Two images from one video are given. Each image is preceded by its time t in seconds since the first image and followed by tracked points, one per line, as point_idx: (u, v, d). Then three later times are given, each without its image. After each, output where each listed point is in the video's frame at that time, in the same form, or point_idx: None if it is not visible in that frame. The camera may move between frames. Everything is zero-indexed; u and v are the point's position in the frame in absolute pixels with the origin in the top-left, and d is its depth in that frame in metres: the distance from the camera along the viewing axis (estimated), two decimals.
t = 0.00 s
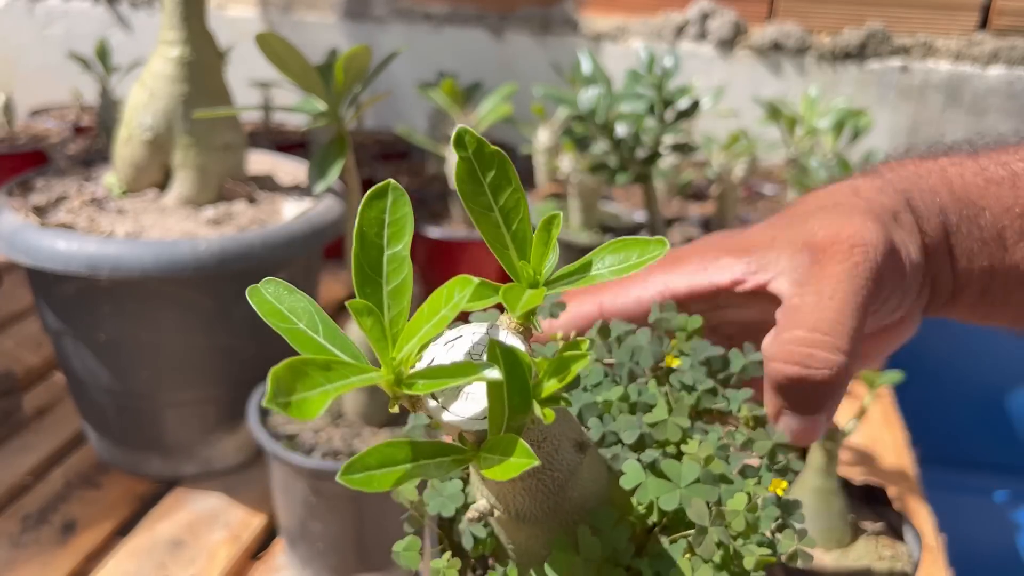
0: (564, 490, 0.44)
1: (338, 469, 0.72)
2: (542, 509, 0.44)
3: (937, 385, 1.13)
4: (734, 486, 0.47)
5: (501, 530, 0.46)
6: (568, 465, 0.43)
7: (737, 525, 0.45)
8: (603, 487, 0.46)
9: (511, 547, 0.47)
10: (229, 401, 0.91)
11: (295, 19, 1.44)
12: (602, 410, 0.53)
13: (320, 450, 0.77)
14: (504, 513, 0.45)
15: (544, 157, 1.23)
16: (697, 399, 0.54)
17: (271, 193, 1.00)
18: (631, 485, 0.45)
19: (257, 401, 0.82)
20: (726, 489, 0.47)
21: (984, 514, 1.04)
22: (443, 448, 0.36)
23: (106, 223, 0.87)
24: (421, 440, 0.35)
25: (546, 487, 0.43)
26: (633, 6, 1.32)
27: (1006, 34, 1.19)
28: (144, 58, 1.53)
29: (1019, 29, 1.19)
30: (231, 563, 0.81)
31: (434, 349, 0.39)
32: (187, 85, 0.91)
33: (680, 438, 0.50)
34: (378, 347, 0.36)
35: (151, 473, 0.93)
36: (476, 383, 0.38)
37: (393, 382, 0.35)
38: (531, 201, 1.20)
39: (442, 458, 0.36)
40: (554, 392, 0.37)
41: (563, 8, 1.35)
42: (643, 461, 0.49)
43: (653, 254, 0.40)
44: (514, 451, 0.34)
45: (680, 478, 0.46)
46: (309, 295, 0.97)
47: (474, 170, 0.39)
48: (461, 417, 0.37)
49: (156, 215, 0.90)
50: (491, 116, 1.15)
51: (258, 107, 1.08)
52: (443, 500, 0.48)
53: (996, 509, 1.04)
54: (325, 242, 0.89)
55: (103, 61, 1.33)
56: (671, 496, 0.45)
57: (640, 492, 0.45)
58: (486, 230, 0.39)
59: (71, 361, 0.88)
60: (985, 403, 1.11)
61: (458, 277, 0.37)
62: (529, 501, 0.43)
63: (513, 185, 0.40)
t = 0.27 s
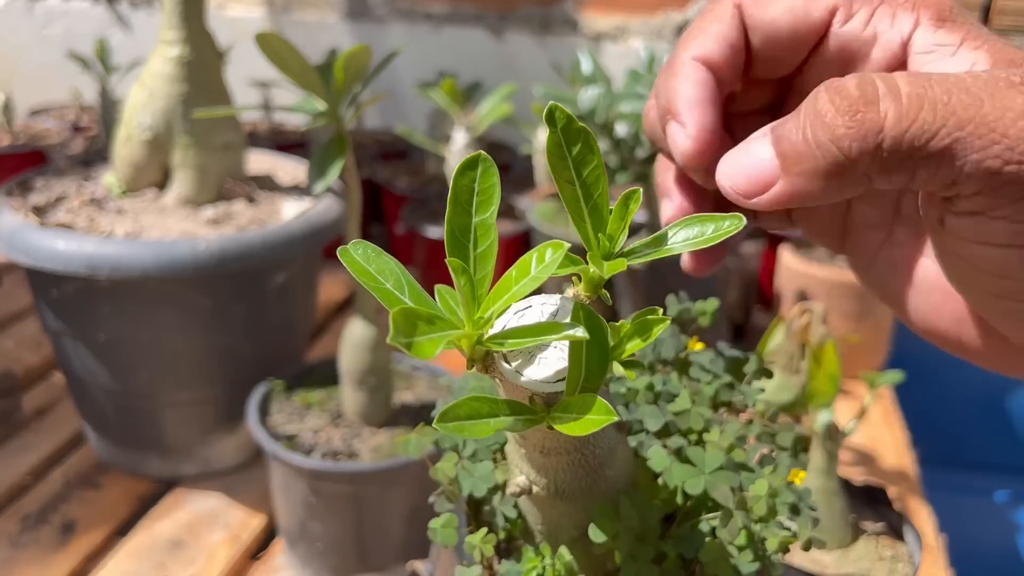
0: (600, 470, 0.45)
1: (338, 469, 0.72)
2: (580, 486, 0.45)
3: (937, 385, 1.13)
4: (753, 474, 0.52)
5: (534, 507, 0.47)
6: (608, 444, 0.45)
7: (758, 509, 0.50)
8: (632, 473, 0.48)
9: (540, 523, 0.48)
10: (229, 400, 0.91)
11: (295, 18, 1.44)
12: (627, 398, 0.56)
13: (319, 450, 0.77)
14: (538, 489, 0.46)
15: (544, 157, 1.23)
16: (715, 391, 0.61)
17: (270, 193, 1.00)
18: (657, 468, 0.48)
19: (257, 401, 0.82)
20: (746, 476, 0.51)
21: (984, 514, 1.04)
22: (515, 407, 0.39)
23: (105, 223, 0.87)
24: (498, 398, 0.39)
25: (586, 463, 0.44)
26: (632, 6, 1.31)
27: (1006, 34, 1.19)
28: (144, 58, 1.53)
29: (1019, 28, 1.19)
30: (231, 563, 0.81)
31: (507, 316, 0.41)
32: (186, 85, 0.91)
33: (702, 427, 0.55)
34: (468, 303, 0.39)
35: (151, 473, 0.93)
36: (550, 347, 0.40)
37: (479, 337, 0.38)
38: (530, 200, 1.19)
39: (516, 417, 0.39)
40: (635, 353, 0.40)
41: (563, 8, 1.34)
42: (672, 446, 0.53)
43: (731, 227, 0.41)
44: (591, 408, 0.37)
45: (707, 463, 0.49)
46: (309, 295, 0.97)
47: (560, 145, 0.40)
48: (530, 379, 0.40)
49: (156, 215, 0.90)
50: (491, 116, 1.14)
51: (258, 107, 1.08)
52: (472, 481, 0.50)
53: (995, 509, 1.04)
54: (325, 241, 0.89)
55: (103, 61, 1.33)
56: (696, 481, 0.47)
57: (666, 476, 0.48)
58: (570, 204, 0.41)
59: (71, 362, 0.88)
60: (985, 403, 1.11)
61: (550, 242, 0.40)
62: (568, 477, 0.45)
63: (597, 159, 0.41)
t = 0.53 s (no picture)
0: (589, 499, 0.46)
1: (337, 469, 0.72)
2: (571, 517, 0.46)
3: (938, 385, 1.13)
4: (735, 495, 0.52)
5: (525, 540, 0.47)
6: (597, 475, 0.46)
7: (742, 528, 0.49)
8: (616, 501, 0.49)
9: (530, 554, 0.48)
10: (229, 401, 0.91)
11: (295, 19, 1.44)
12: (609, 424, 0.56)
13: (319, 450, 0.77)
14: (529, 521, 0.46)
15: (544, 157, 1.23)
16: (694, 414, 0.59)
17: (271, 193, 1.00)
18: (642, 494, 0.49)
19: (258, 401, 0.82)
20: (728, 498, 0.51)
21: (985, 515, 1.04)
22: (515, 447, 0.39)
23: (105, 223, 0.87)
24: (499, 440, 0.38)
25: (577, 495, 0.45)
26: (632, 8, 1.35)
27: (1006, 35, 1.20)
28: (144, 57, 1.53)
29: (1019, 29, 1.19)
30: (230, 564, 0.81)
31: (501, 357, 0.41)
32: (186, 85, 0.91)
33: (684, 452, 0.54)
34: (467, 347, 0.39)
35: (151, 473, 0.93)
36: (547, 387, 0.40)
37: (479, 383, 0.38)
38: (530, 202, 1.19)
39: (517, 457, 0.39)
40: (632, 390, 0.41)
41: (562, 8, 1.37)
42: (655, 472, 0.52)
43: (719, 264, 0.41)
44: (594, 447, 0.37)
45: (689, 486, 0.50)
46: (309, 295, 0.97)
47: (550, 188, 0.40)
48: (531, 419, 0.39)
49: (155, 215, 0.90)
50: (491, 116, 1.14)
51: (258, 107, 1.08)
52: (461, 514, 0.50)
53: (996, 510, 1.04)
54: (325, 242, 0.89)
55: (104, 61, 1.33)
56: (680, 506, 0.48)
57: (652, 501, 0.49)
58: (561, 246, 0.40)
59: (71, 362, 0.88)
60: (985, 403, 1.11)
61: (546, 285, 0.40)
62: (560, 509, 0.45)
63: (586, 203, 0.40)
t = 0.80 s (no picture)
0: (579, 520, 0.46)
1: (337, 469, 0.72)
2: (561, 537, 0.45)
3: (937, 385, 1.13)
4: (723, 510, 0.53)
5: (514, 562, 0.47)
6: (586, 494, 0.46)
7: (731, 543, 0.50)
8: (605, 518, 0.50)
9: None
10: (229, 401, 0.91)
11: (295, 19, 1.44)
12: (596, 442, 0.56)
13: (320, 450, 0.77)
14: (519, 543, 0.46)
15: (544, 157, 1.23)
16: (679, 428, 0.60)
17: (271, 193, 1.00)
18: (630, 512, 0.50)
19: (258, 401, 0.82)
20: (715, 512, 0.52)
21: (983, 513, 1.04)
22: (507, 473, 0.39)
23: (105, 223, 0.87)
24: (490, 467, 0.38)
25: (567, 516, 0.45)
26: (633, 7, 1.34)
27: (1006, 35, 1.20)
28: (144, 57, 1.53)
29: (1019, 29, 1.19)
30: (231, 564, 0.81)
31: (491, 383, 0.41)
32: (186, 85, 0.91)
33: (670, 467, 0.55)
34: (457, 374, 0.39)
35: (151, 473, 0.93)
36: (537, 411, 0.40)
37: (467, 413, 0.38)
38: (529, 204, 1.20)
39: (508, 483, 0.38)
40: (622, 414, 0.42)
41: (563, 8, 1.37)
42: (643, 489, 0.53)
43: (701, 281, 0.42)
44: (588, 472, 0.37)
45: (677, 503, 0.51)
46: (309, 296, 0.97)
47: (530, 212, 0.40)
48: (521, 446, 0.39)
49: (155, 215, 0.90)
50: (491, 116, 1.14)
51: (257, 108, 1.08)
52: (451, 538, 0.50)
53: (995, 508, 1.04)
54: (325, 242, 0.89)
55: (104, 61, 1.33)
56: (669, 522, 0.49)
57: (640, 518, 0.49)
58: (545, 268, 0.41)
59: (71, 362, 0.88)
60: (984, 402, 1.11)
61: (534, 310, 0.40)
62: (551, 530, 0.45)
63: (565, 225, 0.41)
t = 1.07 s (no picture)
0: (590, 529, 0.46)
1: (337, 469, 0.72)
2: (572, 545, 0.45)
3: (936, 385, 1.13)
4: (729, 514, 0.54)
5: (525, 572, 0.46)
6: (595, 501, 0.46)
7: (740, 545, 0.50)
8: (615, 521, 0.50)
9: None
10: (229, 401, 0.91)
11: (295, 19, 1.44)
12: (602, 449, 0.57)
13: (320, 450, 0.77)
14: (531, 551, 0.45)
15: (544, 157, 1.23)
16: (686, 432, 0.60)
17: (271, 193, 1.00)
18: (639, 516, 0.49)
19: (258, 401, 0.82)
20: (723, 517, 0.53)
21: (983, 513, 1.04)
22: (527, 491, 0.38)
23: (105, 223, 0.87)
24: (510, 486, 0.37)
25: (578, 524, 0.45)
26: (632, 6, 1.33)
27: (1006, 35, 1.20)
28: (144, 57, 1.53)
29: (1019, 29, 1.19)
30: (231, 564, 0.81)
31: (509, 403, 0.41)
32: (186, 85, 0.91)
33: (677, 472, 0.56)
34: (475, 392, 0.39)
35: (152, 473, 0.93)
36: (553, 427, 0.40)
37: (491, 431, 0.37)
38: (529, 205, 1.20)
39: (530, 500, 0.38)
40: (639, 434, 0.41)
41: (562, 8, 1.36)
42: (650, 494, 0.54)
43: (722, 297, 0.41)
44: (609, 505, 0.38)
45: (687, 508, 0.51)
46: (309, 296, 0.97)
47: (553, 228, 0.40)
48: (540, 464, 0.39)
49: (155, 215, 0.90)
50: (491, 117, 1.15)
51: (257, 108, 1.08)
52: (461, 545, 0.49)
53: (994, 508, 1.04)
54: (326, 242, 0.89)
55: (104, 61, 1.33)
56: (678, 526, 0.49)
57: (650, 521, 0.49)
58: (565, 284, 0.40)
59: (71, 362, 0.88)
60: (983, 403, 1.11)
61: (554, 329, 0.39)
62: (563, 539, 0.45)
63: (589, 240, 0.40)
